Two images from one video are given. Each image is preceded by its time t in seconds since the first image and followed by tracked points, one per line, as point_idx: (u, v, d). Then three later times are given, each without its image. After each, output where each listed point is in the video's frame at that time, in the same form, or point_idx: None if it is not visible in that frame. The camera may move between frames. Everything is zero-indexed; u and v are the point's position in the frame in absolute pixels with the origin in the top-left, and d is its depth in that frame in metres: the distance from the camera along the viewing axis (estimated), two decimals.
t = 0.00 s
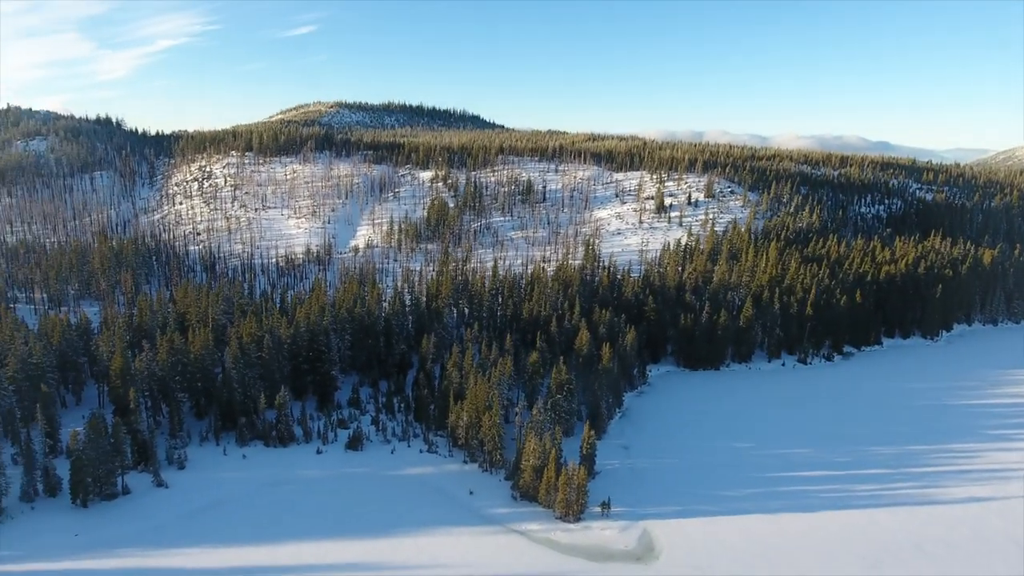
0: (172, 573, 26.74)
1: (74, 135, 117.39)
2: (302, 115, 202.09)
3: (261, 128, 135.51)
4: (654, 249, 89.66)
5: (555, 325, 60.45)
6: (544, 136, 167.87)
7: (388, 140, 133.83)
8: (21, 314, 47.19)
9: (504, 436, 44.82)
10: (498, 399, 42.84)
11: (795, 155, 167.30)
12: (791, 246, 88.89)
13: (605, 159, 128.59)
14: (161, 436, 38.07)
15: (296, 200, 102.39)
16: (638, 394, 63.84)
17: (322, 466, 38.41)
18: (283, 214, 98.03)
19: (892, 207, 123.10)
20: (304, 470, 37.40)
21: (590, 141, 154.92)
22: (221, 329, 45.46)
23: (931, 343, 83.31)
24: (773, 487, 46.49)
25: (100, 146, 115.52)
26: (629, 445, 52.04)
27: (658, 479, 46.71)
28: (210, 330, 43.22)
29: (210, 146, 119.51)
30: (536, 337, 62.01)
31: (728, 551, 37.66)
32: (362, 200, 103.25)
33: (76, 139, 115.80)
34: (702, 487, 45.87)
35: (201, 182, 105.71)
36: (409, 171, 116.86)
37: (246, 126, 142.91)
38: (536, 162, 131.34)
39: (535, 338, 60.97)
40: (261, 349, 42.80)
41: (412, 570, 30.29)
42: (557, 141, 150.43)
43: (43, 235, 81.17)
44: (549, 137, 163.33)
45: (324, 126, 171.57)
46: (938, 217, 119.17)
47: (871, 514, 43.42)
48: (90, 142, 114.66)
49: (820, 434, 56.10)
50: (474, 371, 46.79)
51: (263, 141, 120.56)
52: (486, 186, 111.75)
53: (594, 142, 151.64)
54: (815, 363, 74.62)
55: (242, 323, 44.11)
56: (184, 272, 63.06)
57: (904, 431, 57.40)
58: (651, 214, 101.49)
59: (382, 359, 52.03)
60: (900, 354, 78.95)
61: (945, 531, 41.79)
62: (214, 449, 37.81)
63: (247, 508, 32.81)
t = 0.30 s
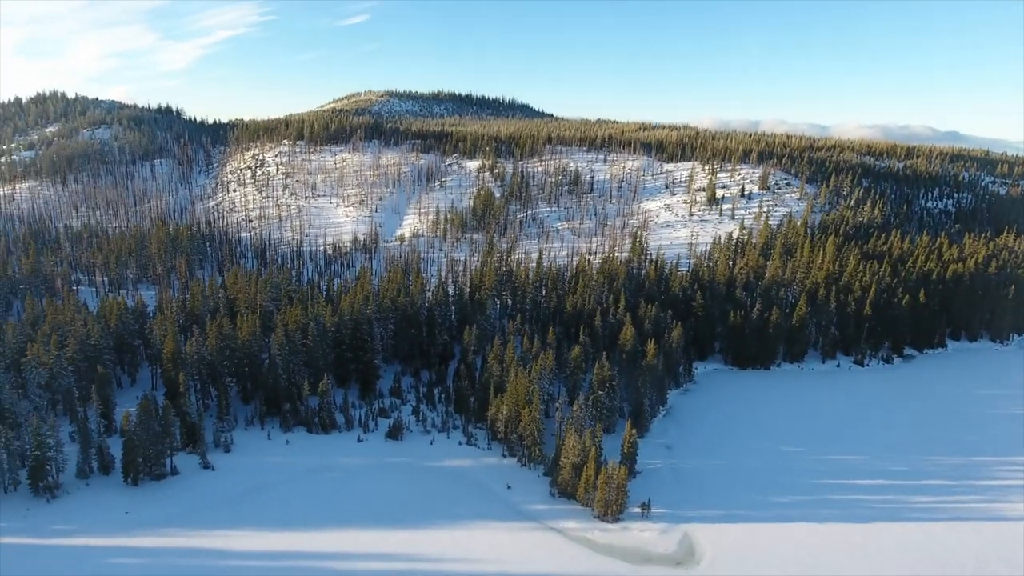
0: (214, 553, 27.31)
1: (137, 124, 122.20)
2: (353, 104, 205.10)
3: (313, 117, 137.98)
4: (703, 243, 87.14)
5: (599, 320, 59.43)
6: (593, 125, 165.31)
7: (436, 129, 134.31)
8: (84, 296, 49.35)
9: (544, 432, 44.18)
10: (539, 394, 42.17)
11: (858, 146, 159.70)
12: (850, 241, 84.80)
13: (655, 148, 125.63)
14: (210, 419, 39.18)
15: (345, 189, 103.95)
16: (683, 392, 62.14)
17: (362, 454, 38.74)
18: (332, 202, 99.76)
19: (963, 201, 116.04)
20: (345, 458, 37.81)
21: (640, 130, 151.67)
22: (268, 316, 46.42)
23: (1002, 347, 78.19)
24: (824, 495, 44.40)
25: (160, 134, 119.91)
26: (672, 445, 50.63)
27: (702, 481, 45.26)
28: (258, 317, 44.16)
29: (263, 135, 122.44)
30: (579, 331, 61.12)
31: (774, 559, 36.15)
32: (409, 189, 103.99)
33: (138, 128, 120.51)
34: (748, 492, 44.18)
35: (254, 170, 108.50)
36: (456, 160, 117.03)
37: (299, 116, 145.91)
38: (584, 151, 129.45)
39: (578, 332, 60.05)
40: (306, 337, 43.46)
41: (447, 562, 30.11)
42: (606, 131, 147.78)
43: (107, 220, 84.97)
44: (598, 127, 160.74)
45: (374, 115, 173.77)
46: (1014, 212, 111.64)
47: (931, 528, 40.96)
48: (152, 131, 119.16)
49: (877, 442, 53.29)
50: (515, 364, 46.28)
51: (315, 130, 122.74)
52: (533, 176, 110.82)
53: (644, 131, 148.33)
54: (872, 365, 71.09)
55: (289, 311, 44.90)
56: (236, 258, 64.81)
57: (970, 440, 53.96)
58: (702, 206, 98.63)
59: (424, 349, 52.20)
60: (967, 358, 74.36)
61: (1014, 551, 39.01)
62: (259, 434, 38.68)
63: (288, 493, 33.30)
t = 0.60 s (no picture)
0: (250, 538, 27.73)
1: (191, 113, 125.91)
2: (399, 93, 206.60)
3: (360, 106, 139.51)
4: (752, 237, 84.31)
5: (641, 315, 58.15)
6: (641, 114, 162.01)
7: (481, 118, 133.88)
8: (136, 281, 51.09)
9: (581, 428, 43.38)
10: (577, 390, 41.32)
11: (921, 137, 151.76)
12: (910, 237, 80.57)
13: (704, 138, 122.19)
14: (252, 404, 40.07)
15: (389, 177, 104.81)
16: (727, 391, 60.24)
17: (398, 444, 38.87)
18: (376, 190, 100.81)
19: None
20: (381, 447, 38.00)
21: (689, 120, 147.72)
22: (311, 304, 47.08)
23: None
24: (875, 505, 42.30)
25: (213, 123, 123.28)
26: (714, 445, 49.10)
27: (744, 485, 43.74)
28: (300, 304, 44.77)
29: (311, 123, 124.41)
30: (620, 325, 59.98)
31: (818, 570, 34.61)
32: (452, 179, 104.04)
33: (192, 116, 124.14)
34: (793, 498, 42.48)
35: (302, 158, 110.44)
36: (500, 149, 116.46)
37: (346, 104, 147.77)
38: (630, 141, 126.93)
39: (619, 327, 58.89)
40: (346, 325, 43.82)
41: (478, 557, 29.81)
42: (653, 120, 144.52)
43: (162, 206, 87.98)
44: (645, 116, 157.37)
45: (419, 104, 174.54)
46: None
47: (993, 544, 38.52)
48: (204, 119, 122.60)
49: (934, 451, 50.46)
50: (554, 359, 45.53)
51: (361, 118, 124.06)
52: (577, 166, 109.28)
53: (693, 121, 144.45)
54: (930, 368, 67.46)
55: (330, 299, 45.35)
56: (281, 246, 66.11)
57: None
58: (752, 198, 95.46)
59: (463, 340, 52.06)
60: None
61: None
62: (298, 420, 39.28)
63: (324, 481, 33.61)
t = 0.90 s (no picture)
0: (282, 524, 28.09)
1: (239, 101, 128.71)
2: (443, 81, 206.90)
3: (403, 94, 140.17)
4: (800, 232, 81.28)
5: (682, 311, 56.64)
6: (687, 104, 158.04)
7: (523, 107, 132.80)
8: (183, 266, 52.47)
9: (617, 426, 42.44)
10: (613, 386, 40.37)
11: (988, 128, 143.50)
12: (973, 234, 76.20)
13: (753, 129, 118.31)
14: (290, 390, 40.73)
15: (430, 166, 105.04)
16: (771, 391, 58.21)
17: (431, 435, 38.84)
18: (417, 179, 101.25)
19: None
20: (414, 439, 38.03)
21: (737, 109, 143.20)
22: (348, 293, 47.43)
23: None
24: (926, 518, 40.18)
25: (260, 111, 125.79)
26: (754, 448, 47.50)
27: (785, 491, 42.19)
28: (338, 293, 45.18)
29: (355, 112, 125.61)
30: (660, 321, 58.64)
31: None
32: (493, 168, 103.56)
33: (240, 104, 126.85)
34: (837, 507, 40.74)
35: (345, 147, 111.70)
36: (541, 139, 115.36)
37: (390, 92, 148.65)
38: (675, 131, 123.90)
39: (659, 323, 57.56)
40: (382, 315, 43.98)
41: (507, 554, 29.47)
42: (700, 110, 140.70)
43: (210, 193, 90.37)
44: (692, 105, 153.37)
45: (462, 92, 174.29)
46: None
47: None
48: (252, 108, 125.18)
49: (992, 462, 47.64)
50: (590, 355, 44.66)
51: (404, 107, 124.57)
52: (619, 156, 107.30)
53: (742, 111, 140.11)
54: (990, 374, 63.29)
55: (367, 289, 45.61)
56: (322, 234, 67.01)
57: None
58: (802, 191, 91.99)
59: (499, 332, 51.66)
60: None
61: None
62: (334, 408, 39.71)
63: (356, 471, 33.79)
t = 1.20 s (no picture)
0: (314, 512, 28.37)
1: (283, 90, 130.72)
2: (485, 69, 206.04)
3: (444, 83, 140.04)
4: (851, 227, 78.03)
5: (723, 307, 55.02)
6: (734, 93, 153.32)
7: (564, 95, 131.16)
8: (226, 253, 53.58)
9: (652, 424, 41.43)
10: (649, 384, 39.35)
11: None
12: None
13: (803, 119, 114.03)
14: (325, 378, 41.22)
15: (469, 156, 104.81)
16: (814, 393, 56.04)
17: (462, 428, 38.73)
18: (456, 169, 101.21)
19: None
20: (446, 431, 37.98)
21: (786, 99, 138.32)
22: (385, 282, 47.62)
23: None
24: (978, 533, 38.09)
25: (304, 100, 127.65)
26: (795, 452, 45.90)
27: (827, 498, 40.60)
28: (374, 283, 45.41)
29: (396, 100, 126.10)
30: (700, 318, 57.18)
31: None
32: (532, 157, 102.63)
33: (285, 93, 128.94)
34: (882, 517, 39.00)
35: (385, 135, 112.36)
36: (582, 129, 113.76)
37: (431, 81, 148.82)
38: (721, 121, 120.33)
39: (698, 319, 56.15)
40: (418, 305, 44.01)
41: (536, 551, 29.10)
42: (747, 99, 136.31)
43: (253, 181, 92.29)
44: (739, 94, 148.87)
45: (504, 81, 173.20)
46: None
47: None
48: (296, 97, 127.09)
49: None
50: (626, 351, 43.66)
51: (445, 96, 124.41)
52: (662, 147, 104.88)
53: (791, 100, 135.21)
54: None
55: (403, 279, 45.64)
56: (361, 223, 67.58)
57: None
58: (853, 184, 88.27)
59: (535, 325, 51.13)
60: None
61: None
62: (368, 398, 40.01)
63: (388, 461, 33.91)
